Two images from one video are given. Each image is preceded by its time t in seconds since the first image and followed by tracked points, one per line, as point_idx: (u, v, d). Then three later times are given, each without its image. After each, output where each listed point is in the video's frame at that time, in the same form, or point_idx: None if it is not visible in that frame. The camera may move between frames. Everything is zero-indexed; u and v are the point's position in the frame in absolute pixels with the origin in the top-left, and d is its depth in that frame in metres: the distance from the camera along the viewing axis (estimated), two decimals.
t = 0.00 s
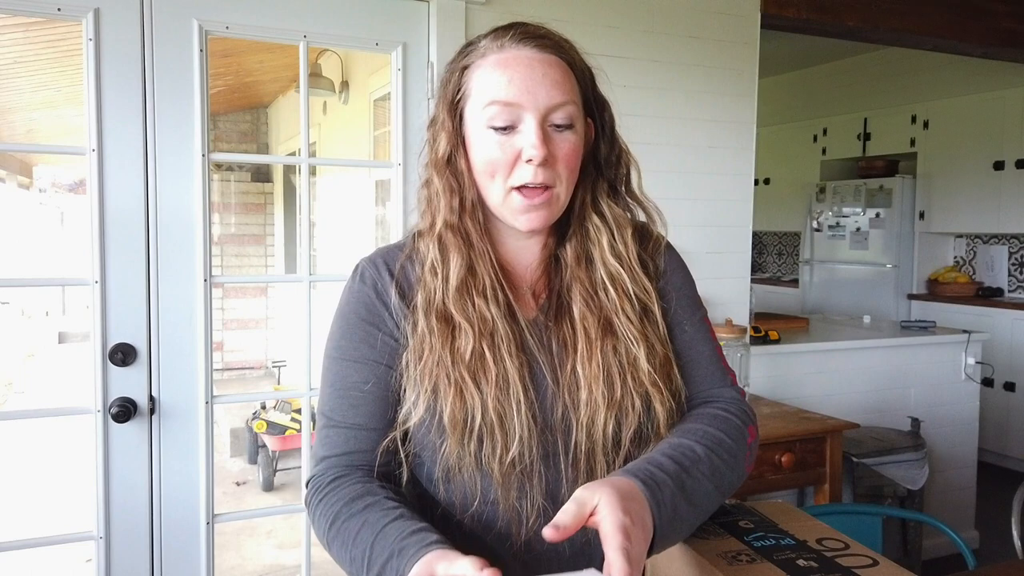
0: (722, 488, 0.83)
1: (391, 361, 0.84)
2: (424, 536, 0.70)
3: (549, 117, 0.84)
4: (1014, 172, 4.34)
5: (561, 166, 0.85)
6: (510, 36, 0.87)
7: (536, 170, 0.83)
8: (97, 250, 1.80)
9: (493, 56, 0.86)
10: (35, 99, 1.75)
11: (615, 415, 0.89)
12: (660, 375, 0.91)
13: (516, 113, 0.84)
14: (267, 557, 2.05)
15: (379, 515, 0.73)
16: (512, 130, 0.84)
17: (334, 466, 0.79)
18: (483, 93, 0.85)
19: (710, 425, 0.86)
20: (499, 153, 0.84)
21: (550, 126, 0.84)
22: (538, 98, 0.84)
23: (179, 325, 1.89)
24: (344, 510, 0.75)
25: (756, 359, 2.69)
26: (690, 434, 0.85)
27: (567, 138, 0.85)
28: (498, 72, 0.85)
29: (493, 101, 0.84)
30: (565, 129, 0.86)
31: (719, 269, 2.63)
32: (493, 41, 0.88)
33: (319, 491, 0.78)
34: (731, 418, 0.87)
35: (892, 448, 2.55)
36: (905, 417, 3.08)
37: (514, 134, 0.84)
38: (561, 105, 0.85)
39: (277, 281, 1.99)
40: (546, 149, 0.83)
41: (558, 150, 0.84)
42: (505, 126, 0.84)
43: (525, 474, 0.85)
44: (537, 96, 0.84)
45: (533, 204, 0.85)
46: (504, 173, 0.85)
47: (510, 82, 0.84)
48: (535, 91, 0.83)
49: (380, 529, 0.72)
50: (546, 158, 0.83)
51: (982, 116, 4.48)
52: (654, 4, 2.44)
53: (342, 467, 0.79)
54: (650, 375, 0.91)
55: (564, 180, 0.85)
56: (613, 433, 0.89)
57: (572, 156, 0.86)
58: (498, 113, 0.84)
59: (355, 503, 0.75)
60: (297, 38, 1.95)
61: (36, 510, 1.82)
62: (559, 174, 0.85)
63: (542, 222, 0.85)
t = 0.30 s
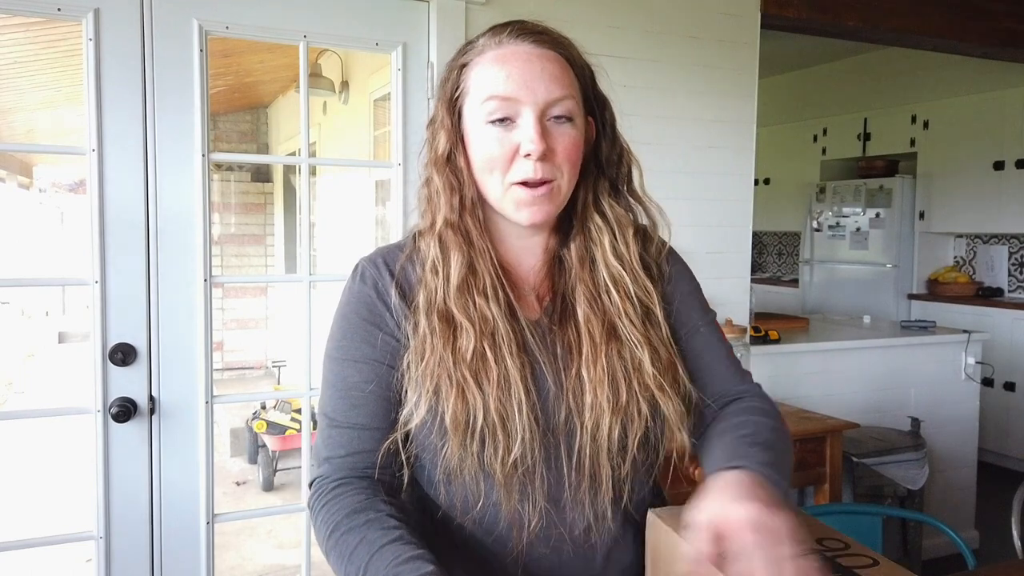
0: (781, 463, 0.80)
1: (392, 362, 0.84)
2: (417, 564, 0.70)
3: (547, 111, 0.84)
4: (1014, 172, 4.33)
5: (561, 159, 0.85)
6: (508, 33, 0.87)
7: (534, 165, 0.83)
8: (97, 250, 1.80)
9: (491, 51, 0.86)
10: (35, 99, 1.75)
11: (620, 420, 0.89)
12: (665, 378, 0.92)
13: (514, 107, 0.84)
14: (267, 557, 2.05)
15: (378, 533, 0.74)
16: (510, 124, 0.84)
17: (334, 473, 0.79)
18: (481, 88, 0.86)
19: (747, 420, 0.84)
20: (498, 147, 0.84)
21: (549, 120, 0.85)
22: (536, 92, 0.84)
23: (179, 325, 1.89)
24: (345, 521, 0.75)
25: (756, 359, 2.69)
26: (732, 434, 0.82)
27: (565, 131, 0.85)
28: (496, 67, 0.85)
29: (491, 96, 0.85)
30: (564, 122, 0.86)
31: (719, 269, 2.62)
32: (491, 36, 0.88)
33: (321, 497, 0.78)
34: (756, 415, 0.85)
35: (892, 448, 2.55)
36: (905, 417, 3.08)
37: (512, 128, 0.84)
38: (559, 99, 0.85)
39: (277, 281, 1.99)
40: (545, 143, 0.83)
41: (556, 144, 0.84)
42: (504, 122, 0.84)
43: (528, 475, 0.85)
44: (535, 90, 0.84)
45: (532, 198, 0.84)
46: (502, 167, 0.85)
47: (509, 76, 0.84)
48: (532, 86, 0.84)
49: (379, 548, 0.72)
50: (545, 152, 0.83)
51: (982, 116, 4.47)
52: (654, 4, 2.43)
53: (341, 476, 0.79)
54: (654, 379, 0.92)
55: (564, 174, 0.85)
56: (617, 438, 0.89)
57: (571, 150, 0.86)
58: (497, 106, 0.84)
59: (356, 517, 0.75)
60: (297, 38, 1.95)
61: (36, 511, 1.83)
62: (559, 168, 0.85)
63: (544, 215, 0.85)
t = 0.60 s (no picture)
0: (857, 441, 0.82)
1: (401, 353, 0.83)
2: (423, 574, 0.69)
3: (539, 103, 0.84)
4: (1013, 172, 4.33)
5: (556, 148, 0.85)
6: (498, 32, 0.88)
7: (529, 153, 0.83)
8: (97, 250, 1.80)
9: (484, 51, 0.87)
10: (36, 99, 1.75)
11: (626, 408, 0.90)
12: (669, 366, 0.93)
13: (506, 100, 0.84)
14: (266, 556, 2.05)
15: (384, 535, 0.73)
16: (502, 117, 0.84)
17: (343, 466, 0.79)
18: (476, 84, 0.86)
19: (791, 413, 0.86)
20: (490, 138, 0.84)
21: (542, 111, 0.85)
22: (526, 85, 0.84)
23: (179, 326, 1.89)
24: (351, 519, 0.74)
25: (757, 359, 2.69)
26: (792, 440, 0.85)
27: (559, 121, 0.86)
28: (487, 62, 0.85)
29: (485, 91, 0.85)
30: (556, 113, 0.86)
31: (719, 269, 2.62)
32: (483, 36, 0.89)
33: (329, 491, 0.77)
34: (800, 408, 0.86)
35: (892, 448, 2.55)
36: (905, 417, 3.08)
37: (505, 121, 0.84)
38: (551, 91, 0.85)
39: (277, 281, 1.99)
40: (538, 133, 0.84)
41: (550, 134, 0.85)
42: (497, 116, 0.85)
43: (537, 462, 0.85)
44: (524, 83, 0.84)
45: (529, 187, 0.84)
46: (496, 159, 0.85)
47: (502, 70, 0.84)
48: (522, 79, 0.84)
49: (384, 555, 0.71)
50: (538, 141, 0.83)
51: (982, 116, 4.47)
52: (654, 4, 2.44)
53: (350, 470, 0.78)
54: (660, 367, 0.93)
55: (561, 162, 0.86)
56: (624, 425, 0.89)
57: (567, 141, 0.86)
58: (490, 100, 0.85)
59: (363, 516, 0.74)
60: (297, 39, 1.95)
61: (36, 511, 1.82)
62: (555, 157, 0.85)
63: (541, 204, 0.85)
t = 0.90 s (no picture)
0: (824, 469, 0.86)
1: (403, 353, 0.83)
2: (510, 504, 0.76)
3: (534, 115, 0.84)
4: (1013, 172, 4.34)
5: (552, 160, 0.85)
6: (496, 41, 0.87)
7: (524, 168, 0.84)
8: (98, 250, 1.80)
9: (484, 60, 0.86)
10: (35, 99, 1.74)
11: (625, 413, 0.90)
12: (667, 373, 0.93)
13: (502, 114, 0.84)
14: (266, 557, 2.04)
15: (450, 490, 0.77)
16: (498, 131, 0.84)
17: (346, 455, 0.79)
18: (476, 91, 0.85)
19: (762, 434, 0.90)
20: (488, 155, 0.85)
21: (536, 124, 0.84)
22: (520, 98, 0.84)
23: (179, 326, 1.89)
24: (407, 487, 0.77)
25: (756, 359, 2.69)
26: (759, 457, 0.87)
27: (555, 135, 0.85)
28: (486, 69, 0.85)
29: (484, 100, 0.84)
30: (552, 126, 0.85)
31: (719, 269, 2.62)
32: (483, 44, 0.88)
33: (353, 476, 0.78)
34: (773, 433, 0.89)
35: (892, 448, 2.55)
36: (905, 417, 3.08)
37: (500, 133, 0.84)
38: (545, 102, 0.85)
39: (276, 280, 1.99)
40: (532, 146, 0.84)
41: (544, 146, 0.85)
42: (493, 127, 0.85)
43: (536, 463, 0.85)
44: (518, 96, 0.84)
45: (526, 199, 0.86)
46: (494, 173, 0.86)
47: (501, 80, 0.84)
48: (516, 92, 0.84)
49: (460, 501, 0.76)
50: (531, 156, 0.84)
51: (981, 116, 4.48)
52: (655, 3, 2.44)
53: (354, 459, 0.78)
54: (658, 374, 0.92)
55: (557, 172, 0.86)
56: (621, 430, 0.89)
57: (563, 151, 0.86)
58: (488, 111, 0.84)
59: (416, 481, 0.78)
60: (296, 38, 1.95)
61: (35, 511, 1.82)
62: (550, 169, 0.86)
63: (540, 217, 0.87)
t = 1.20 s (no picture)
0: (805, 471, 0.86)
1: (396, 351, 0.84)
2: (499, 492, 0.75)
3: (524, 115, 0.84)
4: (1013, 172, 4.34)
5: (543, 160, 0.85)
6: (485, 44, 0.87)
7: (515, 170, 0.84)
8: (97, 250, 1.80)
9: (471, 65, 0.86)
10: (34, 99, 1.75)
11: (618, 409, 0.90)
12: (658, 367, 0.93)
13: (491, 116, 0.84)
14: (266, 557, 2.04)
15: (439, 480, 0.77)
16: (488, 133, 0.85)
17: (340, 447, 0.79)
18: (465, 95, 0.85)
19: (743, 435, 0.90)
20: (479, 156, 0.85)
21: (526, 124, 0.85)
22: (510, 101, 0.84)
23: (179, 326, 1.89)
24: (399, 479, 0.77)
25: (756, 359, 2.69)
26: (739, 458, 0.88)
27: (544, 133, 0.86)
28: (475, 73, 0.85)
29: (473, 104, 0.85)
30: (542, 124, 0.86)
31: (719, 269, 2.62)
32: (471, 48, 0.88)
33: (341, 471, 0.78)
34: (753, 433, 0.90)
35: (892, 448, 2.55)
36: (904, 417, 3.08)
37: (489, 136, 0.85)
38: (535, 102, 0.85)
39: (276, 280, 1.99)
40: (523, 148, 0.84)
41: (534, 146, 0.85)
42: (484, 131, 0.85)
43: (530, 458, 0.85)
44: (508, 99, 0.84)
45: (520, 197, 0.86)
46: (486, 173, 0.86)
47: (491, 83, 0.84)
48: (506, 94, 0.84)
49: (452, 488, 0.76)
50: (523, 156, 0.84)
51: (981, 116, 4.48)
52: (655, 3, 2.44)
53: (351, 452, 0.79)
54: (649, 369, 0.92)
55: (549, 171, 0.86)
56: (614, 425, 0.88)
57: (553, 151, 0.86)
58: (477, 113, 0.84)
59: (408, 472, 0.78)
60: (297, 38, 1.95)
61: (35, 510, 1.82)
62: (541, 168, 0.86)
63: (534, 214, 0.87)
